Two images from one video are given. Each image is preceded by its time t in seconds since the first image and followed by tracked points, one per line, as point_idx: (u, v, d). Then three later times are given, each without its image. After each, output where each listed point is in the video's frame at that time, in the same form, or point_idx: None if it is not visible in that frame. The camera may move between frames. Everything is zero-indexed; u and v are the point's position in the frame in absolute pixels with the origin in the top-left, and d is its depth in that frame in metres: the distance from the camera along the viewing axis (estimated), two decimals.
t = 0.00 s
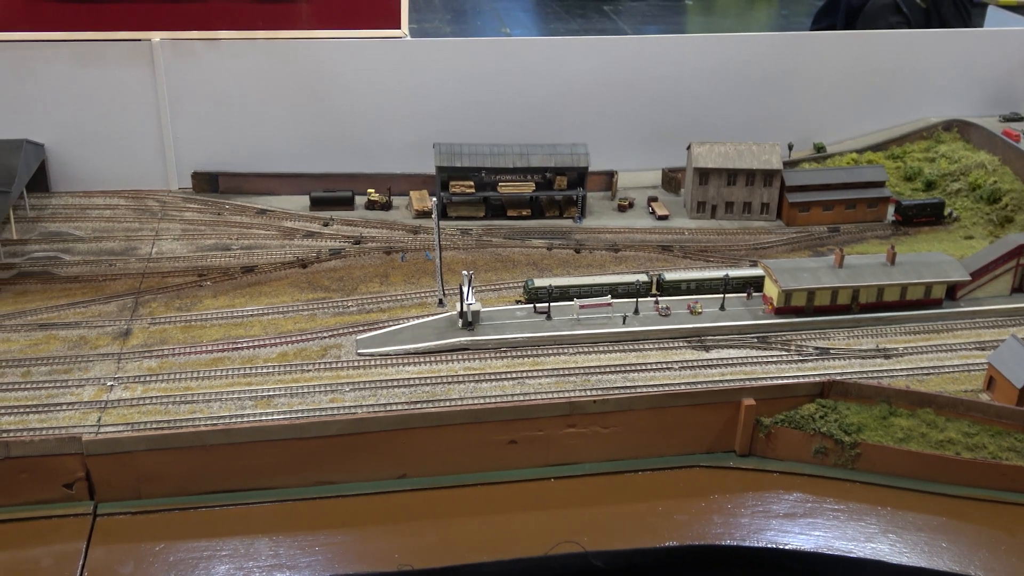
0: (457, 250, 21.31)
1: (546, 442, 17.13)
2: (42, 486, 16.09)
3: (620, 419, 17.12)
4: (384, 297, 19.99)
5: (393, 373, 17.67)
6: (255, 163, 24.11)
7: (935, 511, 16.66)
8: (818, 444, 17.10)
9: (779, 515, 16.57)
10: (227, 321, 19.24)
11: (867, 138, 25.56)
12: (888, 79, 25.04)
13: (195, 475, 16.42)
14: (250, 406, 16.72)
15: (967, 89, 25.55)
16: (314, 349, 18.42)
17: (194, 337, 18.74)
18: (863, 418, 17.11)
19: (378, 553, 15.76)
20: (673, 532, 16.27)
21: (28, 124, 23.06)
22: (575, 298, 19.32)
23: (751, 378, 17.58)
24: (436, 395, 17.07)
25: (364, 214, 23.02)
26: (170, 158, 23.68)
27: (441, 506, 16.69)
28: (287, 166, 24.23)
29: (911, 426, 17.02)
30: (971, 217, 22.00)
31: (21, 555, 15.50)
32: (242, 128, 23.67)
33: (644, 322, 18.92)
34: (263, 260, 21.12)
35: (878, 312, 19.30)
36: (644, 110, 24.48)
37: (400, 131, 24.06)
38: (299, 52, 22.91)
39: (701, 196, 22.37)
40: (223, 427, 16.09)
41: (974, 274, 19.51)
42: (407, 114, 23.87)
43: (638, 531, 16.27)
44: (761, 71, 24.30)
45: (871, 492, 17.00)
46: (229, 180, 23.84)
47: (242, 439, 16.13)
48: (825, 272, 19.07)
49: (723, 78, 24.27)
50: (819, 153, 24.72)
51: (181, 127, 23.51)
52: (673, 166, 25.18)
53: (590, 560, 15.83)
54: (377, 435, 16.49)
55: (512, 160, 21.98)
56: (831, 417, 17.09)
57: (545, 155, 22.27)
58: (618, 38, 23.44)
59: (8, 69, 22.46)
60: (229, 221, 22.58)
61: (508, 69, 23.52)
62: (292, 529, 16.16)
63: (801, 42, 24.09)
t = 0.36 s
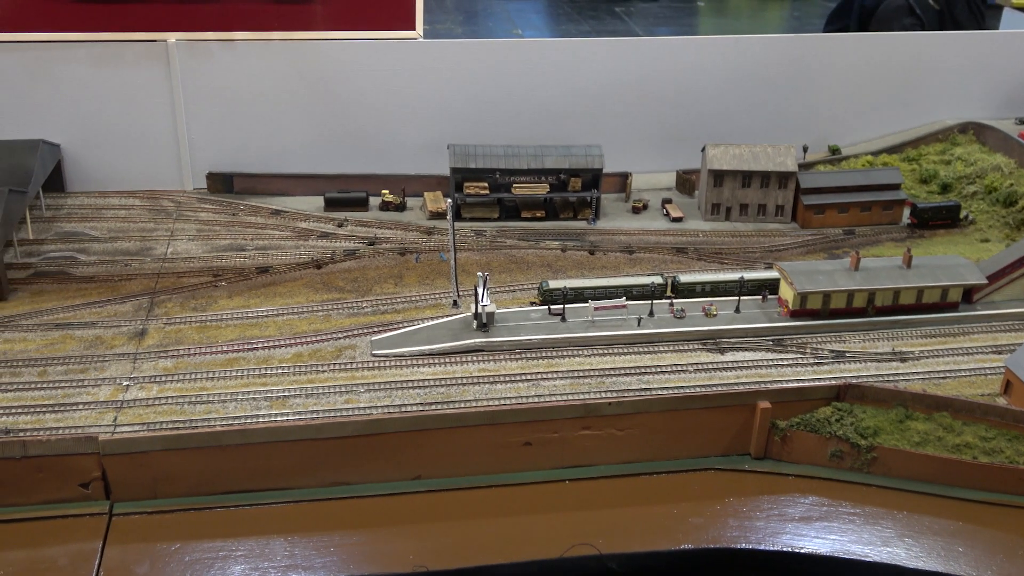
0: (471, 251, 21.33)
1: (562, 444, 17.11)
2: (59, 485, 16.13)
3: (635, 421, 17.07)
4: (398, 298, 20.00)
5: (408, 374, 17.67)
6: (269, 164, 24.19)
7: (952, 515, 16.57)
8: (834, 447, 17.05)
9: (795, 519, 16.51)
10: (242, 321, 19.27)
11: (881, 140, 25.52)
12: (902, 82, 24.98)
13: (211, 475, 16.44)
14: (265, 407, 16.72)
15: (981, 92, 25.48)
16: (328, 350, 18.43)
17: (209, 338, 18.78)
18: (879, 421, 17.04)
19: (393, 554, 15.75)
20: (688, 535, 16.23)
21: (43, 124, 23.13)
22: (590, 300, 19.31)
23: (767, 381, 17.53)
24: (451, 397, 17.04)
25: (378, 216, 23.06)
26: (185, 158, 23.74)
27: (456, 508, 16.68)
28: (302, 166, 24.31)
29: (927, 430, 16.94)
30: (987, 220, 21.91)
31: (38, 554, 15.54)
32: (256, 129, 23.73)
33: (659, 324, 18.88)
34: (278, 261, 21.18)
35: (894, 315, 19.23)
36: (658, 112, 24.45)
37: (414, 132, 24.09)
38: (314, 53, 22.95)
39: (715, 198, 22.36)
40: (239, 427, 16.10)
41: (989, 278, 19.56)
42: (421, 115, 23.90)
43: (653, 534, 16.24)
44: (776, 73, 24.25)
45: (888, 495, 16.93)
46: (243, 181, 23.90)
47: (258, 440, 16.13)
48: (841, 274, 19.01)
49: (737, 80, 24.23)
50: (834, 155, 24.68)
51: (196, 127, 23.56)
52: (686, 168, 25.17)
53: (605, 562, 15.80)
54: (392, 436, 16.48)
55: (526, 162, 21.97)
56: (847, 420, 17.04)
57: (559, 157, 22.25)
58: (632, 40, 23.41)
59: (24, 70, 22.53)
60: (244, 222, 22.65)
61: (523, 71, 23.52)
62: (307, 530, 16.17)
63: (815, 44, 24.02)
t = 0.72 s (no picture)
0: (485, 252, 21.33)
1: (576, 445, 17.08)
2: (74, 483, 16.15)
3: (649, 423, 17.02)
4: (412, 299, 20.00)
5: (421, 375, 17.66)
6: (283, 164, 24.24)
7: (969, 519, 16.45)
8: (849, 450, 17.00)
9: (810, 522, 16.43)
10: (256, 321, 19.28)
11: (896, 142, 25.44)
12: (917, 84, 24.89)
13: (225, 474, 16.45)
14: (279, 406, 16.71)
15: (996, 94, 25.37)
16: (342, 350, 18.43)
17: (223, 337, 18.80)
18: (894, 424, 16.93)
19: (406, 554, 15.73)
20: (702, 537, 16.16)
21: (58, 123, 23.20)
22: (604, 301, 19.28)
23: (782, 383, 17.45)
24: (465, 397, 17.01)
25: (392, 216, 23.08)
26: (198, 157, 23.79)
27: (470, 508, 16.66)
28: (315, 166, 24.36)
29: (943, 433, 16.85)
30: (1002, 222, 21.85)
31: (53, 552, 15.56)
32: (270, 129, 23.79)
33: (673, 326, 18.83)
34: (291, 261, 21.20)
35: (909, 317, 19.13)
36: (671, 114, 24.41)
37: (427, 132, 24.10)
38: (327, 53, 22.96)
39: (729, 200, 22.31)
40: (253, 426, 16.09)
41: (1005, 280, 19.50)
42: (434, 116, 23.90)
43: (667, 536, 16.18)
44: (789, 74, 24.18)
45: (903, 499, 16.83)
46: (257, 181, 23.94)
47: (272, 439, 16.13)
48: (856, 276, 18.91)
49: (751, 81, 24.16)
50: (848, 157, 24.65)
51: (209, 127, 23.60)
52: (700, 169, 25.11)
53: (619, 564, 15.74)
54: (406, 436, 16.46)
55: (540, 163, 22.00)
56: (862, 423, 16.97)
57: (573, 158, 22.26)
58: (645, 41, 23.37)
59: (39, 69, 22.59)
60: (258, 222, 22.69)
61: (536, 71, 23.50)
62: (321, 529, 16.17)
63: (830, 45, 23.94)
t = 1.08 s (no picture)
0: (498, 252, 21.33)
1: (589, 447, 17.04)
2: (88, 482, 16.16)
3: (663, 425, 16.97)
4: (425, 299, 19.99)
5: (435, 375, 17.65)
6: (296, 163, 24.27)
7: (984, 524, 16.34)
8: (864, 454, 16.89)
9: (824, 525, 16.35)
10: (269, 321, 19.29)
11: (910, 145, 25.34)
12: (931, 86, 24.79)
13: (238, 474, 16.45)
14: (293, 406, 16.71)
15: (1011, 97, 25.26)
16: (356, 350, 18.43)
17: (237, 336, 18.82)
18: (909, 428, 16.87)
19: (419, 555, 15.71)
20: (716, 539, 16.10)
21: (73, 123, 23.27)
22: (617, 303, 19.25)
23: (796, 386, 17.38)
24: (479, 398, 16.98)
25: (405, 216, 23.10)
26: (212, 157, 23.83)
27: (483, 510, 16.64)
28: (328, 166, 24.39)
29: (959, 437, 16.77)
30: (1018, 225, 21.77)
31: (67, 551, 15.58)
32: (283, 128, 23.82)
33: (687, 327, 18.78)
34: (305, 261, 21.23)
35: (924, 320, 19.05)
36: (685, 115, 24.35)
37: (440, 132, 24.10)
38: (341, 52, 22.99)
39: (743, 202, 22.25)
40: (267, 426, 16.10)
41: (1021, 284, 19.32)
42: (447, 116, 23.89)
43: (680, 539, 16.12)
44: (803, 76, 24.10)
45: (918, 503, 16.73)
46: (270, 180, 23.99)
47: (286, 439, 16.13)
48: (871, 279, 18.85)
49: (765, 83, 24.08)
50: (863, 159, 24.56)
51: (223, 126, 23.63)
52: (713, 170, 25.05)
53: (632, 566, 15.69)
54: (419, 437, 16.45)
55: (553, 164, 21.98)
56: (877, 426, 16.89)
57: (587, 159, 22.23)
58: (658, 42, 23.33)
59: (54, 68, 22.66)
60: (271, 221, 22.72)
61: (549, 72, 23.48)
62: (334, 529, 16.17)
63: (844, 47, 23.86)
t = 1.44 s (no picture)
0: (509, 252, 21.34)
1: (599, 447, 17.00)
2: (100, 480, 16.20)
3: (674, 425, 16.93)
4: (436, 299, 20.00)
5: (445, 375, 17.64)
6: (307, 163, 24.32)
7: (996, 526, 16.24)
8: (876, 455, 16.78)
9: (835, 527, 16.27)
10: (280, 320, 19.32)
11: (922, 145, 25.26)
12: (943, 87, 24.71)
13: (249, 472, 16.46)
14: (303, 405, 16.72)
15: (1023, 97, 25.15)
16: (366, 350, 18.44)
17: (248, 335, 18.84)
18: (921, 429, 16.79)
19: (429, 555, 15.70)
20: (727, 541, 16.05)
21: (86, 122, 23.36)
22: (628, 303, 19.22)
23: (807, 387, 17.31)
24: (489, 398, 16.97)
25: (415, 216, 23.12)
26: (223, 157, 23.89)
27: (493, 510, 16.63)
28: (339, 166, 24.42)
29: (970, 439, 16.68)
30: None
31: (79, 548, 15.62)
32: (294, 128, 23.88)
33: (698, 328, 18.74)
34: (316, 260, 21.26)
35: (936, 322, 18.97)
36: (695, 116, 24.31)
37: (450, 133, 24.11)
38: (352, 52, 23.02)
39: (754, 202, 22.19)
40: (277, 425, 16.12)
41: None
42: (457, 116, 23.91)
43: (690, 539, 16.07)
44: (814, 76, 24.04)
45: (930, 504, 16.63)
46: (281, 180, 24.04)
47: (296, 438, 16.14)
48: (883, 280, 18.78)
49: (776, 83, 24.02)
50: (875, 160, 24.48)
51: (234, 126, 23.69)
52: (723, 171, 25.00)
53: (643, 566, 15.65)
54: (429, 437, 16.44)
55: (564, 163, 21.99)
56: (889, 427, 16.80)
57: (598, 158, 22.22)
58: (669, 42, 23.29)
59: (66, 68, 22.75)
60: (282, 221, 22.76)
61: (560, 72, 23.47)
62: (344, 529, 16.18)
63: (856, 48, 23.79)
